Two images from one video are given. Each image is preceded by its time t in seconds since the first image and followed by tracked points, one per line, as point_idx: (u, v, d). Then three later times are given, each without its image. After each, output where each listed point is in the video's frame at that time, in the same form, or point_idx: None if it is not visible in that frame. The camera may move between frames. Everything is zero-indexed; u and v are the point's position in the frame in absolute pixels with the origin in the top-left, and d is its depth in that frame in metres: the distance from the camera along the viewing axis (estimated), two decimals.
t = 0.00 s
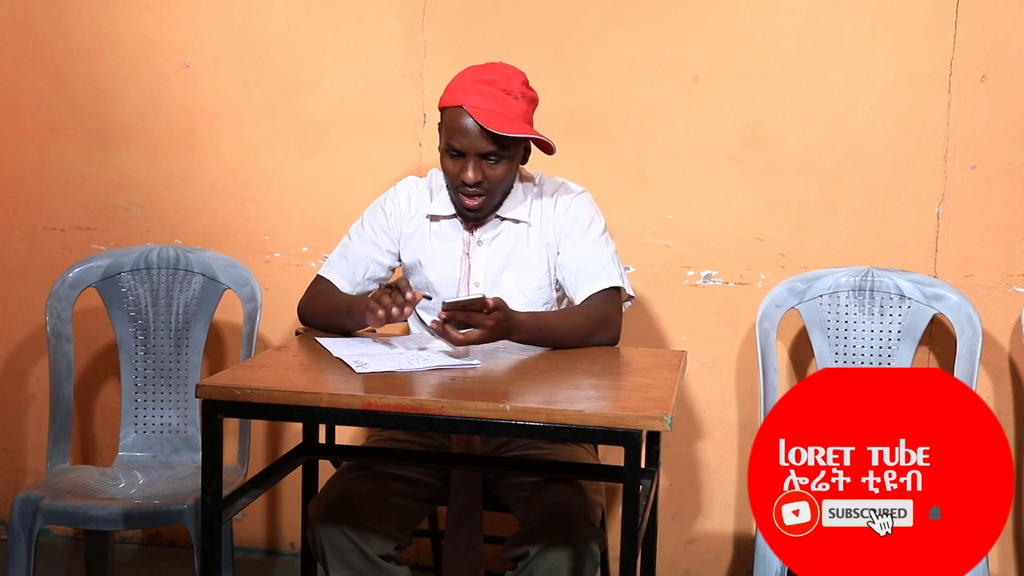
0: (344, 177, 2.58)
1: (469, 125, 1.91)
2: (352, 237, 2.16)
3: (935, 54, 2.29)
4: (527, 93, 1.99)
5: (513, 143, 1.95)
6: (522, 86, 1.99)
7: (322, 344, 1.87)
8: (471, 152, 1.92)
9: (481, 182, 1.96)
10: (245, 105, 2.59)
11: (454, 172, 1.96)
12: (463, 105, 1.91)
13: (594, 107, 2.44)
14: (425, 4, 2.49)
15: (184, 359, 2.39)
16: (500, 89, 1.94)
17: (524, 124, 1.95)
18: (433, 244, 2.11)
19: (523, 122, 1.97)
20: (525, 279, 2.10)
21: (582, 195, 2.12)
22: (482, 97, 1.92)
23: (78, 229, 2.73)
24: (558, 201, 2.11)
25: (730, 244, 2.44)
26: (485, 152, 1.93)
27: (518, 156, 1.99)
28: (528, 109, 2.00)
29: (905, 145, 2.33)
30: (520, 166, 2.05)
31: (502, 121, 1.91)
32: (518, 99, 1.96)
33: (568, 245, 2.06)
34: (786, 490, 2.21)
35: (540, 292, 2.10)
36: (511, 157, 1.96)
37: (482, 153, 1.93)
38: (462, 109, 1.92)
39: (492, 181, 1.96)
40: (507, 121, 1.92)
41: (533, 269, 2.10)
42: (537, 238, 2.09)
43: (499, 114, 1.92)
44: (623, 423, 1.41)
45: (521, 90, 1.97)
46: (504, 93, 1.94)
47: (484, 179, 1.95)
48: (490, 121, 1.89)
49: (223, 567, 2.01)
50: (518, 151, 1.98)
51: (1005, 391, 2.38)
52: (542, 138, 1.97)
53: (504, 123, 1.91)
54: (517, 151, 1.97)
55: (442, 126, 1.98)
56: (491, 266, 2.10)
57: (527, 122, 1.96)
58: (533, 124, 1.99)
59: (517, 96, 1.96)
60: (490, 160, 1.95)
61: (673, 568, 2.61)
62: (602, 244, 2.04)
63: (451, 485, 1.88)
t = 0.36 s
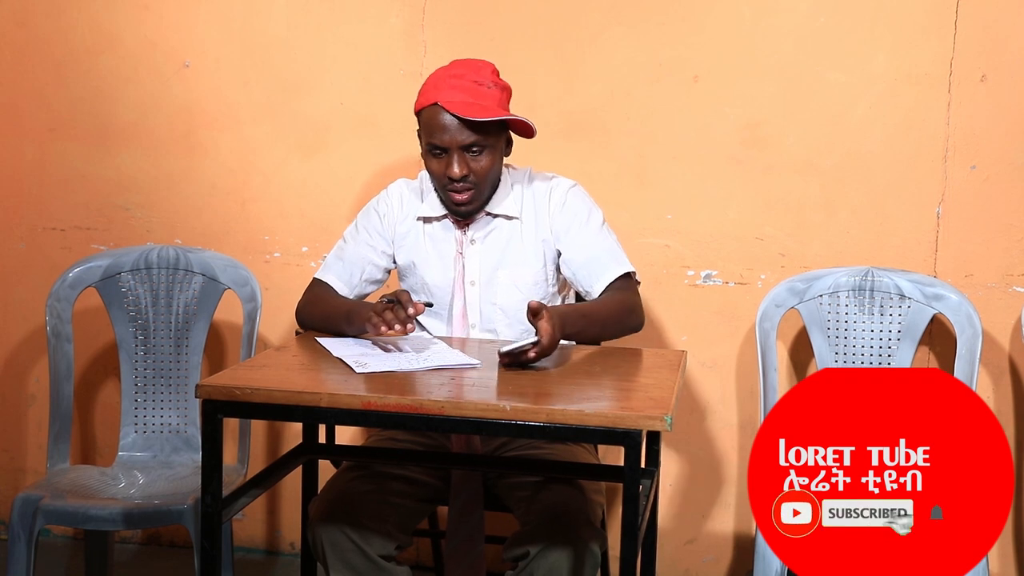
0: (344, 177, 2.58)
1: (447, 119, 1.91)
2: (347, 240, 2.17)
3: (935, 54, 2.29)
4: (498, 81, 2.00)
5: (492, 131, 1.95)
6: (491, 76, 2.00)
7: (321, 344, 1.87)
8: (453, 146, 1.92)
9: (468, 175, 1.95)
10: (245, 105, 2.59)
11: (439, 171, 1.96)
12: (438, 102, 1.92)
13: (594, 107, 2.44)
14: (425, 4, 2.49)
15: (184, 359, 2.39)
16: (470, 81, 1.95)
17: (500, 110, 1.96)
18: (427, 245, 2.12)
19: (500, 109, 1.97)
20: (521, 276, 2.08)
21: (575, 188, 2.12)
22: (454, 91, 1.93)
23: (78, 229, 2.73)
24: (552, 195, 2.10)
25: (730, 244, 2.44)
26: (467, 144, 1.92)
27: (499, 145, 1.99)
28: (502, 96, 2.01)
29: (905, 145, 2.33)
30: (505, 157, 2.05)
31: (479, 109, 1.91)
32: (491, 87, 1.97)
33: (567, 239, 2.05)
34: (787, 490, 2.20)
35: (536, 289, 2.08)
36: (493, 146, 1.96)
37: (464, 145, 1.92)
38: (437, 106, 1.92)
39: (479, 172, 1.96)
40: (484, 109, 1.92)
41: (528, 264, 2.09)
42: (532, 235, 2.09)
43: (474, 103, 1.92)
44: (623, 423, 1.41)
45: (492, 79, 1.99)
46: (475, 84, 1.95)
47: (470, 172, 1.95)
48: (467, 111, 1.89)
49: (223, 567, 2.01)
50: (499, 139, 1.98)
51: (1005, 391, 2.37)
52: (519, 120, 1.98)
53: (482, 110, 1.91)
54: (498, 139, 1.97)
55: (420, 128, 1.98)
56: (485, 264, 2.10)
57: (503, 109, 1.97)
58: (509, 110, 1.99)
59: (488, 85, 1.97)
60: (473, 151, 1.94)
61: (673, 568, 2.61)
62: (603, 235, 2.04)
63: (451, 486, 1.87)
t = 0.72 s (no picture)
0: (344, 176, 2.58)
1: (434, 116, 1.91)
2: (342, 242, 2.16)
3: (935, 53, 2.29)
4: (479, 75, 2.01)
5: (479, 124, 1.97)
6: (471, 69, 2.00)
7: (321, 344, 1.87)
8: (445, 142, 1.93)
9: (462, 169, 1.96)
10: (245, 105, 2.59)
11: (432, 170, 1.96)
12: (424, 101, 1.92)
13: (594, 107, 2.44)
14: (425, 4, 2.49)
15: (184, 359, 2.39)
16: (453, 77, 1.95)
17: (485, 101, 1.96)
18: (421, 245, 2.12)
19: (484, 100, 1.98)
20: (515, 268, 2.10)
21: (561, 178, 2.13)
22: (437, 88, 1.93)
23: (78, 229, 2.73)
24: (539, 186, 2.11)
25: (730, 244, 2.44)
26: (457, 139, 1.94)
27: (486, 137, 2.00)
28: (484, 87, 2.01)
29: (905, 145, 2.33)
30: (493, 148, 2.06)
31: (465, 102, 1.92)
32: (472, 80, 1.97)
33: (557, 227, 2.06)
34: (786, 490, 2.20)
35: (531, 279, 2.10)
36: (481, 138, 1.98)
37: (454, 140, 1.93)
38: (423, 104, 1.93)
39: (472, 165, 1.97)
40: (470, 102, 1.92)
41: (522, 256, 2.10)
42: (523, 226, 2.10)
43: (460, 98, 1.92)
44: (623, 423, 1.41)
45: (471, 72, 1.99)
46: (457, 80, 1.95)
47: (463, 167, 1.96)
48: (454, 106, 1.90)
49: (223, 567, 2.01)
50: (486, 130, 1.99)
51: (1005, 391, 2.37)
52: (504, 108, 1.98)
53: (468, 104, 1.91)
54: (485, 131, 1.99)
55: (407, 129, 1.98)
56: (478, 259, 2.10)
57: (487, 101, 1.98)
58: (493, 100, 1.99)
59: (469, 79, 1.97)
60: (464, 145, 1.95)
61: (673, 568, 2.61)
62: (592, 220, 2.05)
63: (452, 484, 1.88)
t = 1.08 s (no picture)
0: (344, 176, 2.58)
1: (421, 110, 1.93)
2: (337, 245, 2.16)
3: (935, 53, 2.29)
4: (470, 72, 2.01)
5: (466, 120, 1.97)
6: (464, 67, 2.01)
7: (321, 344, 1.87)
8: (430, 137, 1.94)
9: (445, 165, 1.96)
10: (245, 105, 2.59)
11: (416, 163, 1.97)
12: (412, 95, 1.93)
13: (594, 108, 2.44)
14: (425, 4, 2.48)
15: (184, 359, 2.39)
16: (443, 73, 1.96)
17: (474, 99, 1.97)
18: (414, 243, 2.12)
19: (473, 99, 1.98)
20: (507, 261, 2.09)
21: (550, 173, 2.14)
22: (427, 82, 1.94)
23: (78, 229, 2.73)
24: (528, 181, 2.12)
25: (730, 244, 2.44)
26: (443, 134, 1.95)
27: (473, 135, 2.01)
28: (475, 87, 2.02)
29: (905, 145, 2.33)
30: (480, 147, 2.07)
31: (452, 98, 1.93)
32: (462, 78, 1.98)
33: (547, 219, 2.07)
34: (786, 490, 2.21)
35: (523, 272, 2.09)
36: (468, 136, 1.98)
37: (439, 134, 1.94)
38: (411, 97, 1.94)
39: (456, 161, 1.98)
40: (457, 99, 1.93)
41: (513, 250, 2.09)
42: (514, 220, 2.10)
43: (448, 94, 1.93)
44: (623, 423, 1.41)
45: (463, 70, 2.00)
46: (447, 76, 1.96)
47: (447, 162, 1.96)
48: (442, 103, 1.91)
49: (223, 567, 2.01)
50: (474, 129, 2.00)
51: (1005, 391, 2.37)
52: (491, 107, 1.99)
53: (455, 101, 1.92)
54: (472, 129, 2.00)
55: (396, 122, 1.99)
56: (471, 254, 2.10)
57: (476, 99, 1.98)
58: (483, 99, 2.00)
59: (460, 76, 1.98)
60: (449, 141, 1.96)
61: (673, 568, 2.61)
62: (582, 211, 2.06)
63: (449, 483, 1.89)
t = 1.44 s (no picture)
0: (344, 176, 2.58)
1: (445, 107, 1.93)
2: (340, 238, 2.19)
3: (935, 53, 2.29)
4: (499, 77, 2.01)
5: (486, 123, 1.98)
6: (494, 72, 2.01)
7: (321, 344, 1.86)
8: (448, 134, 1.95)
9: (458, 164, 1.98)
10: (245, 105, 2.59)
11: (431, 157, 1.98)
12: (438, 90, 1.94)
13: (594, 108, 2.44)
14: (425, 4, 2.49)
15: (184, 359, 2.39)
16: (473, 74, 1.96)
17: (498, 105, 1.97)
18: (418, 238, 2.12)
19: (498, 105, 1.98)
20: (511, 265, 2.09)
21: (560, 180, 2.13)
22: (455, 80, 1.95)
23: (78, 229, 2.73)
24: (537, 187, 2.12)
25: (730, 244, 2.44)
26: (461, 133, 1.95)
27: (492, 138, 2.02)
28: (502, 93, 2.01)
29: (905, 145, 2.33)
30: (497, 152, 2.08)
31: (477, 101, 1.93)
32: (491, 82, 1.97)
33: (553, 226, 2.06)
34: (786, 490, 2.20)
35: (527, 276, 2.09)
36: (486, 139, 1.99)
37: (458, 134, 1.95)
38: (436, 93, 1.94)
39: (470, 162, 1.99)
40: (482, 103, 1.93)
41: (518, 253, 2.09)
42: (521, 224, 2.10)
43: (473, 96, 1.93)
44: (623, 423, 1.41)
45: (492, 75, 1.99)
46: (477, 78, 1.96)
47: (460, 162, 1.97)
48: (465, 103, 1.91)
49: (223, 567, 2.01)
50: (493, 134, 2.01)
51: (1005, 391, 2.37)
52: (514, 117, 2.00)
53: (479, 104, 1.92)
54: (491, 132, 2.00)
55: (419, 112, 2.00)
56: (475, 254, 2.10)
57: (501, 104, 1.98)
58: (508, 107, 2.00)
59: (489, 80, 1.98)
60: (466, 142, 1.97)
61: (673, 568, 2.61)
62: (589, 221, 2.05)
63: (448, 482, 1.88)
